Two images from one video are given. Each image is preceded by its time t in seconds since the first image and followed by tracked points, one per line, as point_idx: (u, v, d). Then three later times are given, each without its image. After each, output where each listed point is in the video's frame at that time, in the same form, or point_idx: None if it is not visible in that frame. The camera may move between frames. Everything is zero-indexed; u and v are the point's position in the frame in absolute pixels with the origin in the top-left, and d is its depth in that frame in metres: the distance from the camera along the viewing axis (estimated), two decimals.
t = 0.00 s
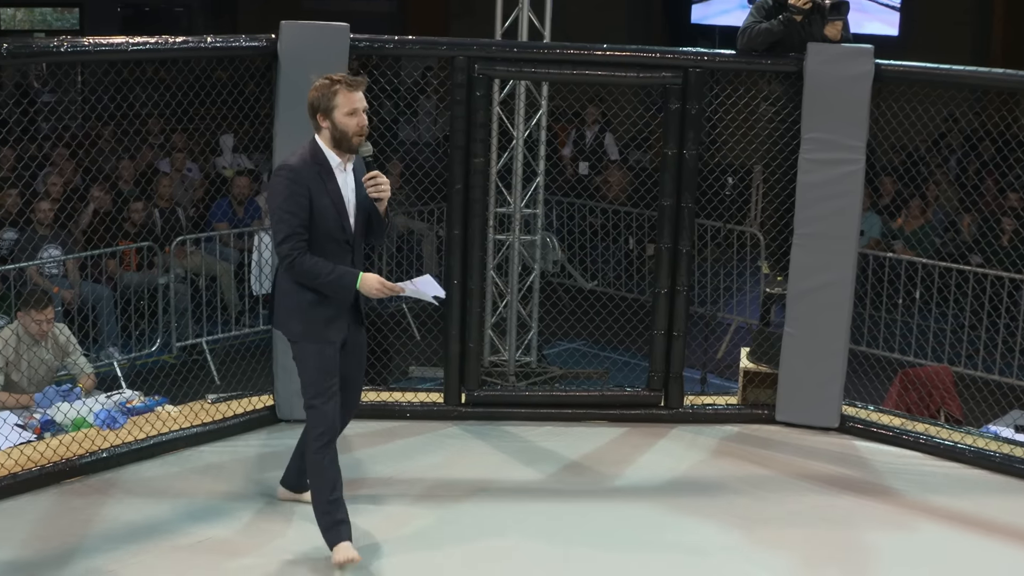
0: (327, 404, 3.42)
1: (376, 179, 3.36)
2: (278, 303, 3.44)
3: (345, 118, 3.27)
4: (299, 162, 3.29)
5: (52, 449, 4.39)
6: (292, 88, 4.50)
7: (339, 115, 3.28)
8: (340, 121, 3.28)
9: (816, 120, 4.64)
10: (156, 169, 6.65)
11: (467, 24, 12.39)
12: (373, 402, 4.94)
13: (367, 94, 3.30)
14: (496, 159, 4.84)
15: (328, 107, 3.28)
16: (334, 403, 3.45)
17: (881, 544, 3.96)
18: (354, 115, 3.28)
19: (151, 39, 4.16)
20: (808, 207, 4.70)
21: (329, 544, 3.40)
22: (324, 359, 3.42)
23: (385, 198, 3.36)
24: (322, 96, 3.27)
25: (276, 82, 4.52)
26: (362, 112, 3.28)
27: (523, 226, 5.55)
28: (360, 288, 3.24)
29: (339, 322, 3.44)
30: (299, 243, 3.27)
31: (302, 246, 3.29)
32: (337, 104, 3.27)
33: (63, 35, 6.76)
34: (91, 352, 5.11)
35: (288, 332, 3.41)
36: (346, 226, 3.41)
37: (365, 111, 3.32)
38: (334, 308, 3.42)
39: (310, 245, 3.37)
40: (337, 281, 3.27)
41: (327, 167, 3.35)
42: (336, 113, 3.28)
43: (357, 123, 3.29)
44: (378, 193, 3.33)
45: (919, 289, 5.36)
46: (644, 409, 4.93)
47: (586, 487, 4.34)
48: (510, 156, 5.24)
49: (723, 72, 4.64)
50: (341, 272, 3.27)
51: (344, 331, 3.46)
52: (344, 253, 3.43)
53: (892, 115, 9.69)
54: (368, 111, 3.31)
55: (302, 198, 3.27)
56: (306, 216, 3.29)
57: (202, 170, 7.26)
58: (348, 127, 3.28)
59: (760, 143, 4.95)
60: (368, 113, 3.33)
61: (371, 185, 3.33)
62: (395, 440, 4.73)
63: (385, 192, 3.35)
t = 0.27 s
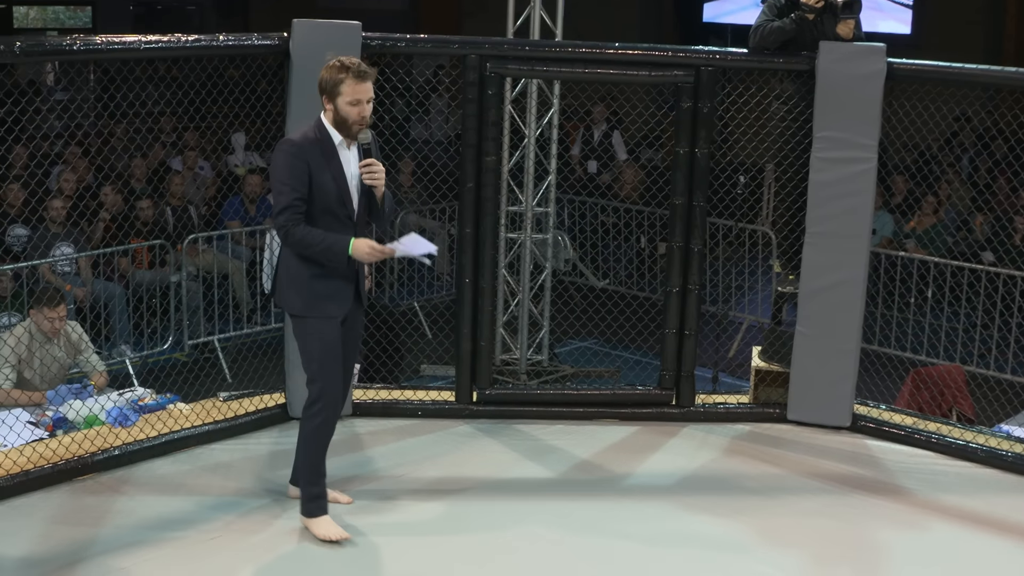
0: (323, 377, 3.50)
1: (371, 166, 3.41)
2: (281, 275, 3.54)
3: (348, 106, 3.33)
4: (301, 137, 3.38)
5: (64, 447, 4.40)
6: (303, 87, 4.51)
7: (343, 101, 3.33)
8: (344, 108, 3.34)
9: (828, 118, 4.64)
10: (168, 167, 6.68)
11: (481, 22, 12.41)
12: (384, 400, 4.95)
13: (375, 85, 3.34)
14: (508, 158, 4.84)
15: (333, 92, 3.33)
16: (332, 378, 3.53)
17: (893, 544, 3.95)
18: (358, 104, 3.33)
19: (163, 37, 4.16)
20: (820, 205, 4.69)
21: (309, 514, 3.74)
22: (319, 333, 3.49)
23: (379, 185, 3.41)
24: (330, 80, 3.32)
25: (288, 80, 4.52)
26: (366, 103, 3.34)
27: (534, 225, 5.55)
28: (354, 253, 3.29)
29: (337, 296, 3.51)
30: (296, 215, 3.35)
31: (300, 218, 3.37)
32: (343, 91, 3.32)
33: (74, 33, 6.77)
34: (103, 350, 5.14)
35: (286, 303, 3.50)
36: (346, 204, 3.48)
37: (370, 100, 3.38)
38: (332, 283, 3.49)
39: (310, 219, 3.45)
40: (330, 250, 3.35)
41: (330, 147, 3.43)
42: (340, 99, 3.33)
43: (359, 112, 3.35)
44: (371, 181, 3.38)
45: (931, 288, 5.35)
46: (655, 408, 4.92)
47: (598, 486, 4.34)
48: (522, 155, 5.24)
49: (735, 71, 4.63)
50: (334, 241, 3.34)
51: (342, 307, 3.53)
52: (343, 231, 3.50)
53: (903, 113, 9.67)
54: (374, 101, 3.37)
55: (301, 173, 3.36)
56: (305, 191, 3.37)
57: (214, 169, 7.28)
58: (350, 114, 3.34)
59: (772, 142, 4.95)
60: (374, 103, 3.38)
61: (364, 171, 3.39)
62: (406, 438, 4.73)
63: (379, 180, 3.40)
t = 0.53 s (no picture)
0: (327, 375, 3.53)
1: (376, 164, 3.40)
2: (290, 275, 3.53)
3: (353, 102, 3.34)
4: (311, 134, 3.39)
5: (80, 445, 4.41)
6: (318, 86, 4.51)
7: (348, 98, 3.35)
8: (349, 104, 3.35)
9: (843, 118, 4.63)
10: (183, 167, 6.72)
11: (495, 22, 12.34)
12: (399, 400, 4.95)
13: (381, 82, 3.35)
14: (523, 158, 4.84)
15: (339, 89, 3.35)
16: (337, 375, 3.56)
17: (908, 544, 3.94)
18: (364, 100, 3.34)
19: (179, 37, 4.16)
20: (836, 205, 4.68)
21: (314, 512, 3.80)
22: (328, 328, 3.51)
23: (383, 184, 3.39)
24: (337, 77, 3.33)
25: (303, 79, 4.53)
26: (372, 99, 3.34)
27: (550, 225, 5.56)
28: (369, 236, 3.31)
29: (348, 291, 3.51)
30: (306, 210, 3.36)
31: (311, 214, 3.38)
32: (348, 87, 3.33)
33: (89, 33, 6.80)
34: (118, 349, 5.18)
35: (296, 301, 3.50)
36: (355, 201, 3.48)
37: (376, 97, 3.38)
38: (342, 280, 3.50)
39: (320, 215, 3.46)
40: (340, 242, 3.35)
41: (339, 143, 3.44)
42: (346, 96, 3.34)
43: (365, 109, 3.36)
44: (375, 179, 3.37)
45: (946, 288, 5.34)
46: (670, 408, 4.92)
47: (612, 485, 4.34)
48: (537, 155, 5.24)
49: (750, 70, 4.63)
50: (347, 228, 3.35)
51: (353, 303, 3.53)
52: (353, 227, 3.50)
53: (917, 114, 9.66)
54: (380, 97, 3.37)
55: (311, 169, 3.36)
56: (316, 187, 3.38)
57: (229, 169, 7.30)
58: (355, 110, 3.35)
59: (787, 142, 4.95)
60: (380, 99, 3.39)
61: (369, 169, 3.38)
62: (421, 437, 4.74)
63: (382, 179, 3.38)
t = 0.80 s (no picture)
0: (338, 375, 3.54)
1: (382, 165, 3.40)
2: (298, 276, 3.54)
3: (359, 102, 3.35)
4: (317, 135, 3.39)
5: (87, 446, 4.42)
6: (324, 87, 4.51)
7: (353, 98, 3.35)
8: (355, 104, 3.36)
9: (850, 119, 4.63)
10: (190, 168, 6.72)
11: (502, 24, 12.34)
12: (405, 401, 4.96)
13: (385, 82, 3.36)
14: (529, 159, 4.85)
15: (344, 89, 3.35)
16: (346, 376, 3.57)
17: (914, 546, 3.94)
18: (369, 100, 3.35)
19: (186, 38, 4.17)
20: (842, 207, 4.68)
21: (320, 514, 3.79)
22: (337, 328, 3.52)
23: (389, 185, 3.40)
24: (342, 78, 3.34)
25: (309, 80, 4.53)
26: (377, 98, 3.35)
27: (556, 226, 5.56)
28: (374, 234, 3.32)
29: (355, 291, 3.52)
30: (313, 210, 3.36)
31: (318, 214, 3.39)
32: (354, 88, 3.33)
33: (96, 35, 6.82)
34: (125, 350, 5.19)
35: (304, 301, 3.52)
36: (362, 201, 3.48)
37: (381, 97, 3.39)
38: (349, 280, 3.51)
39: (326, 215, 3.46)
40: (347, 239, 3.35)
41: (345, 144, 3.44)
42: (352, 96, 3.35)
43: (370, 109, 3.36)
44: (382, 179, 3.37)
45: (953, 290, 5.33)
46: (676, 409, 4.92)
47: (618, 487, 4.34)
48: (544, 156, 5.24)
49: (756, 72, 4.63)
50: (353, 227, 3.35)
51: (360, 304, 3.54)
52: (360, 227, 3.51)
53: (923, 114, 9.65)
54: (385, 97, 3.38)
55: (316, 169, 3.37)
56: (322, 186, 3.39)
57: (235, 170, 7.31)
58: (361, 110, 3.36)
59: (794, 143, 4.95)
60: (386, 99, 3.40)
61: (375, 170, 3.38)
62: (427, 438, 4.74)
63: (388, 179, 3.38)
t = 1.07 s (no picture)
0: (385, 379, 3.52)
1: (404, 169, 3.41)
2: (322, 283, 3.54)
3: (380, 107, 3.34)
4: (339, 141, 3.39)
5: (101, 448, 4.43)
6: (338, 91, 4.52)
7: (375, 102, 3.35)
8: (376, 109, 3.35)
9: (863, 123, 4.62)
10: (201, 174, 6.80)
11: (516, 27, 12.33)
12: (418, 404, 4.96)
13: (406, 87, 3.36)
14: (542, 163, 4.85)
15: (365, 94, 3.35)
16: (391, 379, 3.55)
17: (927, 551, 3.93)
18: (391, 105, 3.34)
19: (200, 41, 4.17)
20: (855, 210, 4.68)
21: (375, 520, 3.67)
22: (371, 334, 3.52)
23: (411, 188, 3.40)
24: (362, 82, 3.34)
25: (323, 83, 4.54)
26: (398, 103, 3.35)
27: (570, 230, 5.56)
28: (403, 238, 3.32)
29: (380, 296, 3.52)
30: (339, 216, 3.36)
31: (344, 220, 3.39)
32: (375, 92, 3.33)
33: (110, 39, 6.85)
34: (138, 352, 5.20)
35: (334, 308, 3.51)
36: (386, 206, 3.49)
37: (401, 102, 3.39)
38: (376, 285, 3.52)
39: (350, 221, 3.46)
40: (377, 244, 3.35)
41: (366, 148, 3.44)
42: (373, 101, 3.35)
43: (391, 113, 3.36)
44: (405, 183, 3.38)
45: (967, 294, 5.32)
46: (689, 413, 4.92)
47: (631, 490, 4.34)
48: (558, 160, 5.24)
49: (770, 75, 4.63)
50: (381, 232, 3.35)
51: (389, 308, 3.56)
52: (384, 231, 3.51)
53: (937, 118, 9.63)
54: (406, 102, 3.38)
55: (340, 175, 3.37)
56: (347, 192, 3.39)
57: (249, 173, 7.34)
58: (382, 115, 3.35)
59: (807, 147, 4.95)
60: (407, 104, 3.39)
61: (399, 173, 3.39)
62: (440, 441, 4.74)
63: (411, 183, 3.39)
